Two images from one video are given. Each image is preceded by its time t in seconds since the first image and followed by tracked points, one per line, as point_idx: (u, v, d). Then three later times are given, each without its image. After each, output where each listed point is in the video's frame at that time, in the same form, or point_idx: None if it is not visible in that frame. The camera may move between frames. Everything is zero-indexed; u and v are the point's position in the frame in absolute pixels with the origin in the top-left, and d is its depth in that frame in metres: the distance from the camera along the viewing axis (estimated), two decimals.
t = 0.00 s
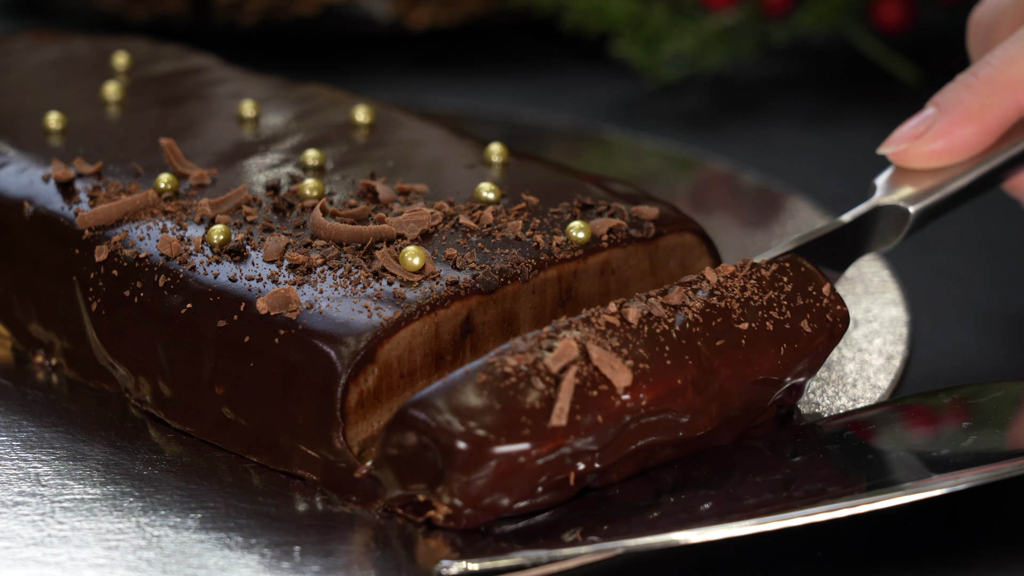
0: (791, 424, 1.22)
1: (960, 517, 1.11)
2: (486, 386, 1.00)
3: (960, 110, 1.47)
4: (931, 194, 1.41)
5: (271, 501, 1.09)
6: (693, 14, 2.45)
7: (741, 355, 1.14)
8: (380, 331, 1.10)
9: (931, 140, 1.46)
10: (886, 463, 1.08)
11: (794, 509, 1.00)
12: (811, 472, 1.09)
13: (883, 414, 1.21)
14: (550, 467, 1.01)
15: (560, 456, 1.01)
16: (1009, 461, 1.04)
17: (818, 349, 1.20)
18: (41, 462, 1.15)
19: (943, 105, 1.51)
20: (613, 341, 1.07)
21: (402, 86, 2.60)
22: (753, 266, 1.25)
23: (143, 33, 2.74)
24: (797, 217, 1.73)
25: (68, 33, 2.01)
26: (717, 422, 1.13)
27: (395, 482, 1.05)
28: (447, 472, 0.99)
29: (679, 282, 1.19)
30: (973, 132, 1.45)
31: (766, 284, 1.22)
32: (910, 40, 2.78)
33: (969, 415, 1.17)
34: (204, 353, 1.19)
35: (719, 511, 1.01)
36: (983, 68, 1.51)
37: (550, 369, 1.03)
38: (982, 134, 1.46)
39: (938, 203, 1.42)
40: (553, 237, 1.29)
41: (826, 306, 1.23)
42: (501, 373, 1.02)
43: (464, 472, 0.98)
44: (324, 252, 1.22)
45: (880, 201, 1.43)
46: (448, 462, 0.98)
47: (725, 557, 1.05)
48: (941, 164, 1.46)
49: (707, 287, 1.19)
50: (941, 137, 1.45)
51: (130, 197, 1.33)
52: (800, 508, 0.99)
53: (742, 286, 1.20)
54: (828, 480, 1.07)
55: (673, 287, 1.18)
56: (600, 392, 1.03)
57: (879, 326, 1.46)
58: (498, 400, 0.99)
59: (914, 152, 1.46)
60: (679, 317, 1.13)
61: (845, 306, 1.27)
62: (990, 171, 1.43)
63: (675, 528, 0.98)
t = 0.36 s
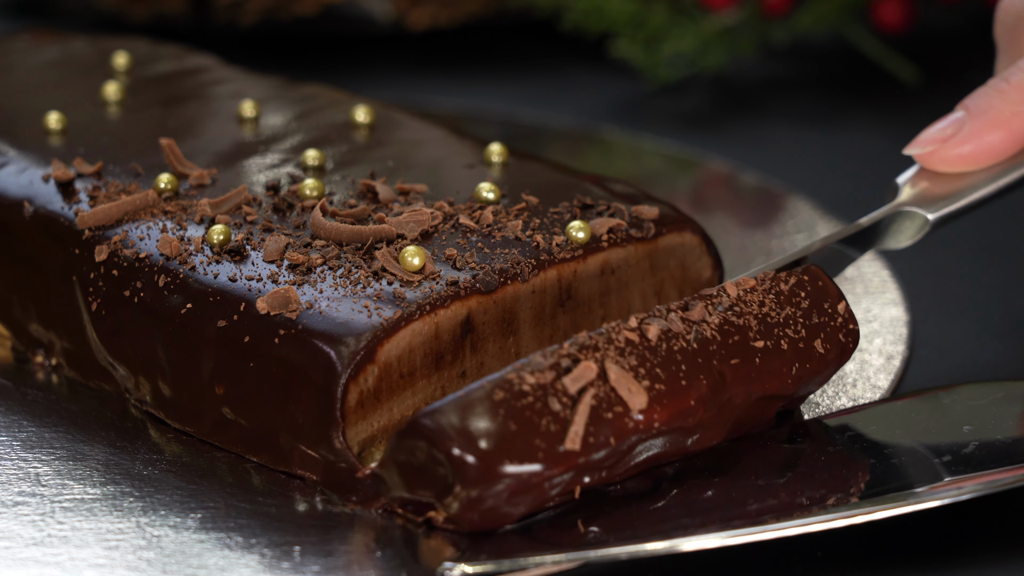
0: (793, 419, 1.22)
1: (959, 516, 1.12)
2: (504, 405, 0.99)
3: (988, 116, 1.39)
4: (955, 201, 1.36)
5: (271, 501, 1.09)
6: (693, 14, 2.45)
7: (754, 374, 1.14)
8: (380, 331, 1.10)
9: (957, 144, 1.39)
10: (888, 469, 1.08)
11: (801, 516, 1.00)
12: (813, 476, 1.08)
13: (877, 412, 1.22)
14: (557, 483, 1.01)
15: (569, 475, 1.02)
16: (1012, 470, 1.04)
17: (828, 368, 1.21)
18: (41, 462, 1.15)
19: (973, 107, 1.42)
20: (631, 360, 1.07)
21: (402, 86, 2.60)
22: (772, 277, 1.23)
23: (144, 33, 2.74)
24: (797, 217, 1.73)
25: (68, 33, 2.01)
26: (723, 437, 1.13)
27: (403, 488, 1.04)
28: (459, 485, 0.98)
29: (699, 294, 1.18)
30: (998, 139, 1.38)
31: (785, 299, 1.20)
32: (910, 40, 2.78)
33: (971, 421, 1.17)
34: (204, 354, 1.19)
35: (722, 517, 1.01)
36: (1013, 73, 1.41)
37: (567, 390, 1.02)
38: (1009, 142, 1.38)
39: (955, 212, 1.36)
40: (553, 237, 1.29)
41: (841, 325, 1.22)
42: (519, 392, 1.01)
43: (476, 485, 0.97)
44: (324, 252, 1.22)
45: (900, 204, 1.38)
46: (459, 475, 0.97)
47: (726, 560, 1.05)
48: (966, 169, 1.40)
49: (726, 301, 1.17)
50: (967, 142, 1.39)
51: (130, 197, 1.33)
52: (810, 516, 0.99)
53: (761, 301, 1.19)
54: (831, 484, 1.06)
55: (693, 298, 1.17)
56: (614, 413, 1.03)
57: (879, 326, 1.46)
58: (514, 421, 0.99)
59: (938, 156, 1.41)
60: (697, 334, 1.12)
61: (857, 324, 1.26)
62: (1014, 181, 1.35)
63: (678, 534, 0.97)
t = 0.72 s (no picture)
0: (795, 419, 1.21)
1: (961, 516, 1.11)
2: (531, 433, 1.00)
3: (1015, 113, 1.33)
4: (974, 202, 1.32)
5: (271, 501, 1.09)
6: (693, 14, 2.45)
7: (768, 395, 1.15)
8: (379, 331, 1.10)
9: (983, 142, 1.32)
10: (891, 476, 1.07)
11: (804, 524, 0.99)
12: (817, 479, 1.08)
13: (875, 416, 1.21)
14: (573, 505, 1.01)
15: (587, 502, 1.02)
16: (1014, 480, 1.04)
17: (837, 388, 1.22)
18: (41, 462, 1.15)
19: (1000, 104, 1.36)
20: (655, 386, 1.07)
21: (402, 86, 2.60)
22: (796, 291, 1.21)
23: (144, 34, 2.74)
24: (797, 217, 1.73)
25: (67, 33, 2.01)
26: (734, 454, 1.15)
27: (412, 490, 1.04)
28: (476, 502, 0.98)
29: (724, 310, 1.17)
30: None
31: (806, 318, 1.20)
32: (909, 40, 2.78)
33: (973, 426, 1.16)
34: (204, 354, 1.19)
35: (727, 523, 1.01)
36: None
37: (593, 419, 1.03)
38: None
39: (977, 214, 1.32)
40: (553, 237, 1.29)
41: (854, 346, 1.23)
42: (544, 421, 1.01)
43: (495, 505, 0.97)
44: (323, 252, 1.21)
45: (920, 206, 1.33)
46: (478, 494, 0.97)
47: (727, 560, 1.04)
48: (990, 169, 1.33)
49: (751, 321, 1.16)
50: (993, 139, 1.32)
51: (130, 197, 1.33)
52: (808, 525, 0.98)
53: (784, 320, 1.19)
54: (834, 487, 1.06)
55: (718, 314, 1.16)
56: (635, 443, 1.04)
57: (879, 326, 1.46)
58: (539, 449, 1.00)
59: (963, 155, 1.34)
60: (719, 357, 1.12)
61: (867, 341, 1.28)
62: None
63: (682, 541, 0.97)
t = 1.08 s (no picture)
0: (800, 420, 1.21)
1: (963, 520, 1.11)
2: (540, 439, 1.00)
3: (1019, 95, 1.33)
4: (981, 185, 1.31)
5: (271, 501, 1.09)
6: (694, 14, 2.45)
7: (775, 400, 1.15)
8: (379, 331, 1.10)
9: (988, 123, 1.32)
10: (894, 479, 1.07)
11: (809, 531, 0.99)
12: (818, 481, 1.08)
13: (882, 420, 1.20)
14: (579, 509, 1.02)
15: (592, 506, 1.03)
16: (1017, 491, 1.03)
17: (843, 392, 1.22)
18: (41, 462, 1.15)
19: (1003, 85, 1.35)
20: (665, 392, 1.07)
21: (402, 86, 2.60)
22: (807, 296, 1.20)
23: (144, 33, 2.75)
24: (797, 217, 1.73)
25: (67, 33, 2.01)
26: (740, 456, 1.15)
27: (421, 489, 1.04)
28: (483, 505, 0.99)
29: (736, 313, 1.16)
30: None
31: (816, 323, 1.19)
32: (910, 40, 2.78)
33: (977, 430, 1.16)
34: (204, 354, 1.19)
35: (732, 527, 1.00)
36: None
37: (602, 425, 1.02)
38: None
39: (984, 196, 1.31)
40: (553, 237, 1.29)
41: (861, 351, 1.23)
42: (553, 426, 1.01)
43: (502, 508, 0.98)
44: (323, 252, 1.21)
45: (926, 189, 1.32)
46: (486, 498, 0.98)
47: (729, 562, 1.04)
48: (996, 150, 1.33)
49: (762, 327, 1.15)
50: (998, 121, 1.31)
51: (130, 197, 1.33)
52: (807, 533, 0.98)
53: (795, 326, 1.18)
54: (835, 490, 1.06)
55: (729, 318, 1.15)
56: (643, 450, 1.04)
57: (879, 326, 1.45)
58: (547, 454, 1.00)
59: (968, 136, 1.33)
60: (728, 363, 1.12)
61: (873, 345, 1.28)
62: None
63: (684, 545, 0.97)
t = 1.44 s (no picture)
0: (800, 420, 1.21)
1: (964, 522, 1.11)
2: (552, 454, 1.00)
3: (1003, 44, 1.38)
4: (974, 137, 1.35)
5: (271, 501, 1.09)
6: (694, 14, 2.44)
7: (790, 418, 1.14)
8: (379, 331, 1.10)
9: (974, 75, 1.37)
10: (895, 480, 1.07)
11: (814, 531, 0.99)
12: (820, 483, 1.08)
13: (886, 421, 1.20)
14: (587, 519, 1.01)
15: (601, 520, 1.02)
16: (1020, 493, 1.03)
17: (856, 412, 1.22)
18: (41, 462, 1.15)
19: (989, 38, 1.41)
20: (681, 410, 1.07)
21: (402, 86, 2.60)
22: (828, 315, 1.22)
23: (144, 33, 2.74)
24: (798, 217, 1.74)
25: (67, 33, 2.01)
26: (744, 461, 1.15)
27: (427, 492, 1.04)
28: (491, 516, 0.99)
29: (755, 330, 1.17)
30: (1017, 66, 1.37)
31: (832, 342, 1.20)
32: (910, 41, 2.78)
33: (982, 431, 1.16)
34: (205, 354, 1.19)
35: (733, 529, 1.00)
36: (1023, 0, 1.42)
37: (617, 442, 1.02)
38: None
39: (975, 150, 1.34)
40: (552, 237, 1.29)
41: (875, 372, 1.23)
42: (567, 442, 1.01)
43: (511, 519, 0.99)
44: (323, 252, 1.21)
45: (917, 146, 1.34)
46: (494, 508, 0.99)
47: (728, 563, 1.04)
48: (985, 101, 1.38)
49: (781, 344, 1.16)
50: (984, 72, 1.37)
51: (130, 197, 1.33)
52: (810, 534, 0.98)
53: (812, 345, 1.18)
54: (837, 492, 1.06)
55: (749, 335, 1.16)
56: (655, 468, 1.04)
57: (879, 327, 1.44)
58: (558, 468, 1.00)
59: (956, 89, 1.38)
60: (745, 381, 1.12)
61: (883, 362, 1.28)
62: None
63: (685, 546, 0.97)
